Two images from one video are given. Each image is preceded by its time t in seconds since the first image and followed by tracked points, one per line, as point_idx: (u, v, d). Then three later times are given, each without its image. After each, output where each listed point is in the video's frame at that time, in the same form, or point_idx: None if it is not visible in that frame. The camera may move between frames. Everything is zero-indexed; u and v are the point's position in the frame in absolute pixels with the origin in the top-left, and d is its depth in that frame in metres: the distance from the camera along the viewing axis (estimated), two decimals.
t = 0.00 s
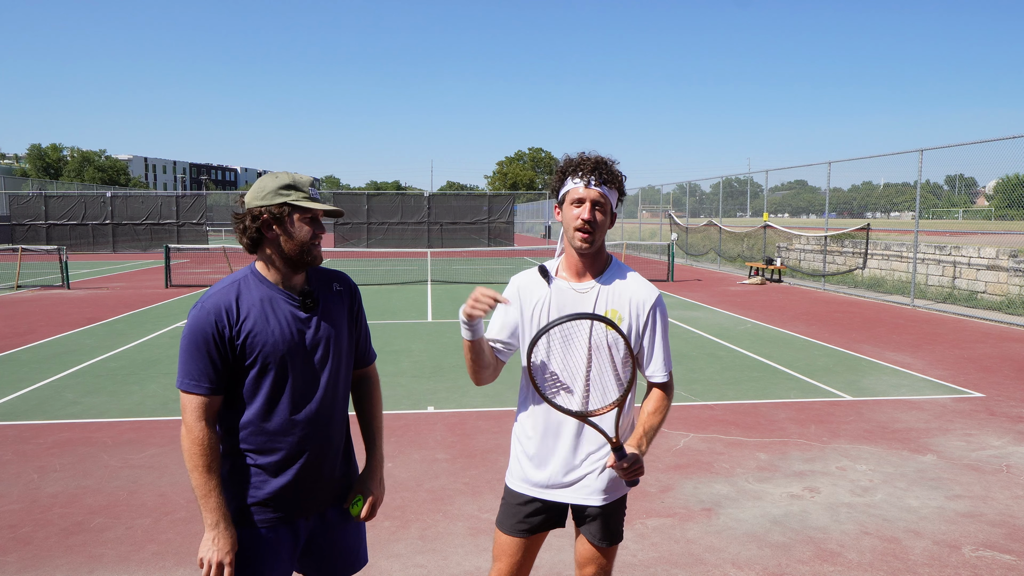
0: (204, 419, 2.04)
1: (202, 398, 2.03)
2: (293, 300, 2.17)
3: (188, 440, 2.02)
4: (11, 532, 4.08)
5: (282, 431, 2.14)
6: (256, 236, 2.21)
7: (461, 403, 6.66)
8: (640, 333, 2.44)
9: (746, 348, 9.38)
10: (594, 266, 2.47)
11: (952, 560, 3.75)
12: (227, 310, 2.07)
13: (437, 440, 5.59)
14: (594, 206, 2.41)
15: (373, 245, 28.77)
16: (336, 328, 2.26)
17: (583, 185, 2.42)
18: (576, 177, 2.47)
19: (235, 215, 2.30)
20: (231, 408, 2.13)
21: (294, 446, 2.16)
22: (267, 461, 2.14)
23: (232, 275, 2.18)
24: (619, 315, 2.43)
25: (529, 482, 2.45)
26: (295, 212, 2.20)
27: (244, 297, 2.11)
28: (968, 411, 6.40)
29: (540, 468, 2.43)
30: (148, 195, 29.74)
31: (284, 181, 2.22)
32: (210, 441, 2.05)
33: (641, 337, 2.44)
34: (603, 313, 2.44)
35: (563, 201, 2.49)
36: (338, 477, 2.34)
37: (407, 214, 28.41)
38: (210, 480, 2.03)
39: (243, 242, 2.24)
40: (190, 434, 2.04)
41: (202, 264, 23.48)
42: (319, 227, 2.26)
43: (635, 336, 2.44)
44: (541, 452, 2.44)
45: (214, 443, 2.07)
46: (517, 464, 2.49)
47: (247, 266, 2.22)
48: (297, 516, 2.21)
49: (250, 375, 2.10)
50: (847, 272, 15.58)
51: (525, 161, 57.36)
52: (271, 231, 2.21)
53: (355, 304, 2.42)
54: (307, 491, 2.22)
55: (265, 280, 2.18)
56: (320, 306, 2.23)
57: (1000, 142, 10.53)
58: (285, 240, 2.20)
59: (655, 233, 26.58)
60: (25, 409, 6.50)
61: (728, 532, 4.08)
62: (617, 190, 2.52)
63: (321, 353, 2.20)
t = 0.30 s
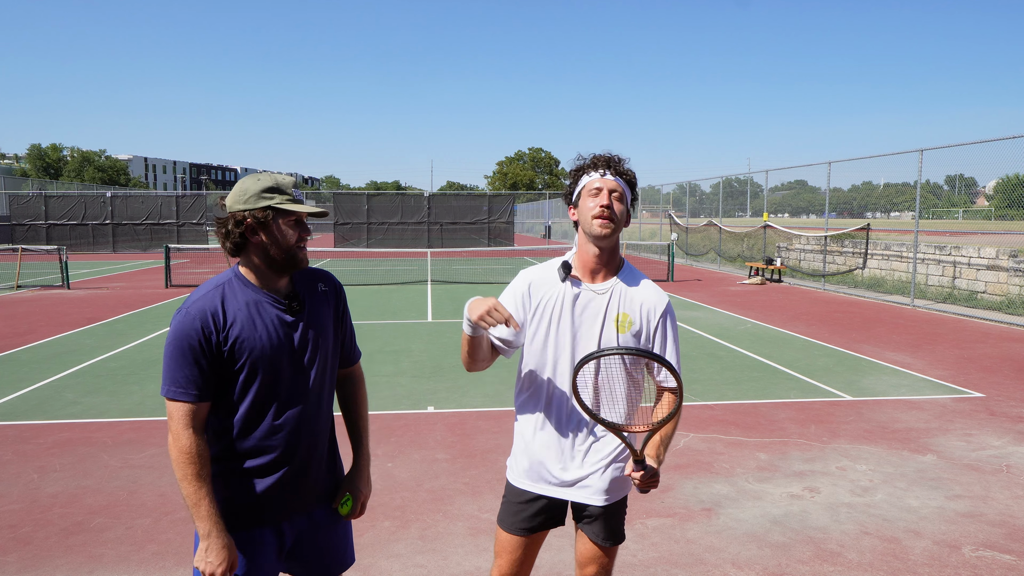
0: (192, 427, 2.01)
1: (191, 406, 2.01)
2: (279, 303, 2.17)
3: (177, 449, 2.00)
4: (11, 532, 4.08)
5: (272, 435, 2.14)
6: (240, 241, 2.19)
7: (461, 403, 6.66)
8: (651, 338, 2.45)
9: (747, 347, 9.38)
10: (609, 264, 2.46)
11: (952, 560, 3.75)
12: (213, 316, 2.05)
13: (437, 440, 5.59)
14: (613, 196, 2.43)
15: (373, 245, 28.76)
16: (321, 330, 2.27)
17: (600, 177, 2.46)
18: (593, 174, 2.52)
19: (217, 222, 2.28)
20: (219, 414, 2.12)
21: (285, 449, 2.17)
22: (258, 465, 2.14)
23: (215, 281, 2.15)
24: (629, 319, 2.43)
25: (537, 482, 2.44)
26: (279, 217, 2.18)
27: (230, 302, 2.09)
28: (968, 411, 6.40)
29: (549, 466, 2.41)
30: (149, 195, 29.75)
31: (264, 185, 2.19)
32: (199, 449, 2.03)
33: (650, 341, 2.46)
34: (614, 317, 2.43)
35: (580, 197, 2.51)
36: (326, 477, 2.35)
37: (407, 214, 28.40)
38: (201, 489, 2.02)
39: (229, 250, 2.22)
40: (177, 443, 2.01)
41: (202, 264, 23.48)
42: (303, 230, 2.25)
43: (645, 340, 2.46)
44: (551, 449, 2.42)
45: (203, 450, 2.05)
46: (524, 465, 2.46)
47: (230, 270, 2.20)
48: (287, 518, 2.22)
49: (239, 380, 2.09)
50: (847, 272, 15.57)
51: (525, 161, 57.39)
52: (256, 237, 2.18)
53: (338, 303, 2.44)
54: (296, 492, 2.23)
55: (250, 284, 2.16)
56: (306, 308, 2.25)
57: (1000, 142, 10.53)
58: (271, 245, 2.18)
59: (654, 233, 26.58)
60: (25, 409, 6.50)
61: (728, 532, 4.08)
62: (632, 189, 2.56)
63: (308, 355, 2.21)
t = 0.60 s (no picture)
0: (176, 428, 2.03)
1: (177, 407, 2.02)
2: (275, 304, 2.17)
3: (162, 448, 2.02)
4: (11, 532, 4.08)
5: (265, 436, 2.14)
6: (235, 242, 2.19)
7: (461, 403, 6.66)
8: (651, 337, 2.45)
9: (746, 348, 9.39)
10: (609, 267, 2.46)
11: (952, 560, 3.75)
12: (206, 316, 2.06)
13: (437, 440, 5.60)
14: (607, 201, 2.43)
15: (373, 245, 28.76)
16: (318, 330, 2.27)
17: (594, 182, 2.45)
18: (587, 177, 2.50)
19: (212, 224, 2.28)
20: (208, 414, 2.12)
21: (278, 450, 2.16)
22: (249, 466, 2.14)
23: (212, 279, 2.16)
24: (633, 317, 2.42)
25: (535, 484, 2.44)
26: (275, 219, 2.19)
27: (224, 302, 2.10)
28: (968, 411, 6.40)
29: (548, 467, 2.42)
30: (149, 195, 29.74)
31: (260, 187, 2.20)
32: (183, 450, 2.04)
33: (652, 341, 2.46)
34: (617, 315, 2.42)
35: (576, 201, 2.51)
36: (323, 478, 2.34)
37: (407, 214, 28.40)
38: (183, 489, 2.03)
39: (224, 251, 2.22)
40: (162, 442, 2.02)
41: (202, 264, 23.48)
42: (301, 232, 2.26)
43: (646, 340, 2.45)
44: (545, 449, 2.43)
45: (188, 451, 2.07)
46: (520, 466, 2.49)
47: (227, 270, 2.21)
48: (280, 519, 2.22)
49: (231, 381, 2.09)
50: (846, 272, 15.57)
51: (525, 161, 57.41)
52: (251, 239, 2.19)
53: (336, 303, 2.43)
54: (290, 494, 2.22)
55: (247, 285, 2.17)
56: (302, 308, 2.24)
57: (1000, 142, 10.53)
58: (266, 247, 2.18)
59: (655, 233, 26.58)
60: (25, 409, 6.50)
61: (728, 532, 4.08)
62: (629, 187, 2.54)
63: (303, 356, 2.20)
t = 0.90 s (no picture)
0: (185, 425, 2.05)
1: (185, 405, 2.04)
2: (283, 302, 2.17)
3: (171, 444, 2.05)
4: (11, 532, 4.08)
5: (271, 434, 2.14)
6: (242, 239, 2.19)
7: (461, 403, 6.65)
8: (647, 334, 2.44)
9: (747, 348, 9.38)
10: (601, 265, 2.46)
11: (952, 560, 3.75)
12: (214, 315, 2.07)
13: (437, 440, 5.59)
14: (596, 199, 2.44)
15: (373, 245, 28.75)
16: (327, 328, 2.26)
17: (583, 181, 2.45)
18: (576, 176, 2.51)
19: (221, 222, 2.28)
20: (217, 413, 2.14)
21: (284, 449, 2.16)
22: (256, 465, 2.14)
23: (220, 278, 2.17)
24: (627, 315, 2.42)
25: (535, 483, 2.45)
26: (281, 215, 2.19)
27: (232, 301, 2.11)
28: (968, 411, 6.40)
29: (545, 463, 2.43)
30: (149, 195, 29.75)
31: (270, 184, 2.21)
32: (193, 446, 2.07)
33: (648, 338, 2.45)
34: (611, 314, 2.42)
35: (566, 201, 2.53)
36: (331, 478, 2.33)
37: (407, 214, 28.40)
38: (193, 483, 2.06)
39: (232, 248, 2.21)
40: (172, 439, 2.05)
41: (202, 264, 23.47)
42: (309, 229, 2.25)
43: (642, 337, 2.44)
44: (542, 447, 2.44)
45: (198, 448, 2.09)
46: (520, 462, 2.49)
47: (235, 269, 2.21)
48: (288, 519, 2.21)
49: (238, 380, 2.10)
50: (847, 272, 15.57)
51: (525, 161, 57.43)
52: (259, 235, 2.19)
53: (345, 304, 2.42)
54: (297, 492, 2.22)
55: (254, 283, 2.17)
56: (309, 308, 2.23)
57: (1000, 142, 10.53)
58: (273, 244, 2.18)
59: (655, 233, 26.57)
60: (25, 409, 6.50)
61: (728, 532, 4.08)
62: (619, 184, 2.54)
63: (310, 356, 2.19)
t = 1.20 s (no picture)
0: (200, 418, 2.07)
1: (201, 398, 2.06)
2: (298, 300, 2.17)
3: (187, 437, 2.07)
4: (11, 532, 4.08)
5: (285, 430, 2.14)
6: (258, 238, 2.20)
7: (461, 403, 6.65)
8: (636, 329, 2.44)
9: (746, 348, 9.39)
10: (587, 267, 2.46)
11: (952, 560, 3.75)
12: (229, 312, 2.09)
13: (437, 440, 5.59)
14: (580, 205, 2.42)
15: (373, 245, 28.75)
16: (342, 327, 2.26)
17: (566, 188, 2.43)
18: (559, 181, 2.47)
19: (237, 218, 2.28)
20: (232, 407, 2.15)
21: (298, 445, 2.16)
22: (270, 460, 2.15)
23: (237, 275, 2.19)
24: (615, 313, 2.43)
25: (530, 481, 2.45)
26: (296, 214, 2.19)
27: (246, 297, 2.12)
28: (968, 411, 6.40)
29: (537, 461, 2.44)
30: (149, 195, 29.75)
31: (289, 183, 2.22)
32: (208, 439, 2.08)
33: (638, 335, 2.44)
34: (600, 313, 2.43)
35: (551, 204, 2.51)
36: (346, 476, 2.33)
37: (407, 214, 28.41)
38: (207, 477, 2.07)
39: (251, 246, 2.22)
40: (187, 431, 2.07)
41: (201, 264, 23.47)
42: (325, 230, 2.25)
43: (631, 333, 2.44)
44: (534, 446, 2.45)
45: (212, 441, 2.10)
46: (514, 462, 2.50)
47: (253, 267, 2.22)
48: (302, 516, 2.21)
49: (252, 376, 2.11)
50: (846, 272, 15.58)
51: (524, 162, 57.54)
52: (275, 233, 2.20)
53: (361, 302, 2.41)
54: (312, 490, 2.22)
55: (270, 281, 2.18)
56: (322, 306, 2.22)
57: (1000, 142, 10.53)
58: (286, 241, 2.19)
59: (655, 233, 26.59)
60: (25, 408, 6.50)
61: (728, 532, 4.08)
62: (604, 184, 2.51)
63: (324, 354, 2.19)
